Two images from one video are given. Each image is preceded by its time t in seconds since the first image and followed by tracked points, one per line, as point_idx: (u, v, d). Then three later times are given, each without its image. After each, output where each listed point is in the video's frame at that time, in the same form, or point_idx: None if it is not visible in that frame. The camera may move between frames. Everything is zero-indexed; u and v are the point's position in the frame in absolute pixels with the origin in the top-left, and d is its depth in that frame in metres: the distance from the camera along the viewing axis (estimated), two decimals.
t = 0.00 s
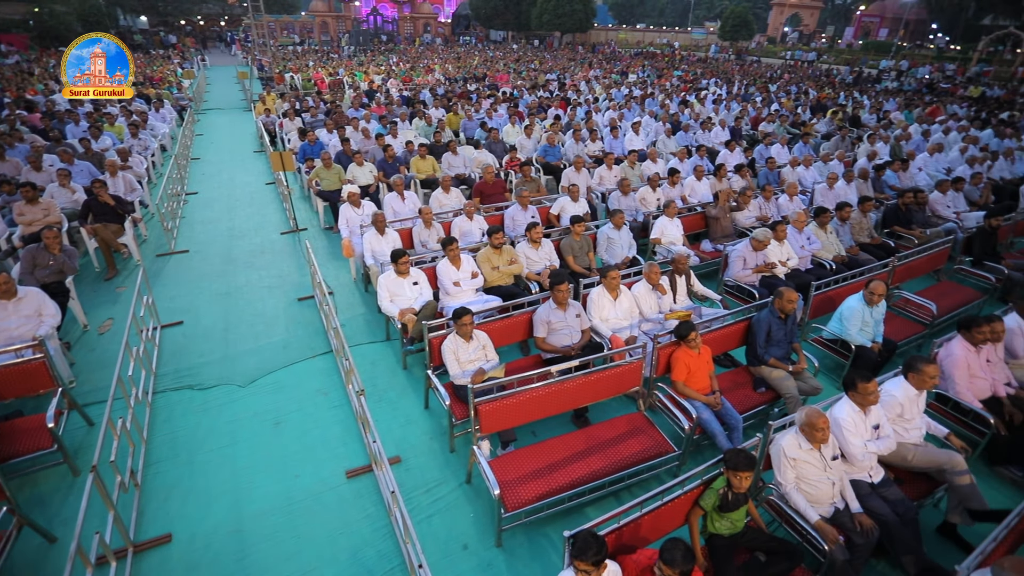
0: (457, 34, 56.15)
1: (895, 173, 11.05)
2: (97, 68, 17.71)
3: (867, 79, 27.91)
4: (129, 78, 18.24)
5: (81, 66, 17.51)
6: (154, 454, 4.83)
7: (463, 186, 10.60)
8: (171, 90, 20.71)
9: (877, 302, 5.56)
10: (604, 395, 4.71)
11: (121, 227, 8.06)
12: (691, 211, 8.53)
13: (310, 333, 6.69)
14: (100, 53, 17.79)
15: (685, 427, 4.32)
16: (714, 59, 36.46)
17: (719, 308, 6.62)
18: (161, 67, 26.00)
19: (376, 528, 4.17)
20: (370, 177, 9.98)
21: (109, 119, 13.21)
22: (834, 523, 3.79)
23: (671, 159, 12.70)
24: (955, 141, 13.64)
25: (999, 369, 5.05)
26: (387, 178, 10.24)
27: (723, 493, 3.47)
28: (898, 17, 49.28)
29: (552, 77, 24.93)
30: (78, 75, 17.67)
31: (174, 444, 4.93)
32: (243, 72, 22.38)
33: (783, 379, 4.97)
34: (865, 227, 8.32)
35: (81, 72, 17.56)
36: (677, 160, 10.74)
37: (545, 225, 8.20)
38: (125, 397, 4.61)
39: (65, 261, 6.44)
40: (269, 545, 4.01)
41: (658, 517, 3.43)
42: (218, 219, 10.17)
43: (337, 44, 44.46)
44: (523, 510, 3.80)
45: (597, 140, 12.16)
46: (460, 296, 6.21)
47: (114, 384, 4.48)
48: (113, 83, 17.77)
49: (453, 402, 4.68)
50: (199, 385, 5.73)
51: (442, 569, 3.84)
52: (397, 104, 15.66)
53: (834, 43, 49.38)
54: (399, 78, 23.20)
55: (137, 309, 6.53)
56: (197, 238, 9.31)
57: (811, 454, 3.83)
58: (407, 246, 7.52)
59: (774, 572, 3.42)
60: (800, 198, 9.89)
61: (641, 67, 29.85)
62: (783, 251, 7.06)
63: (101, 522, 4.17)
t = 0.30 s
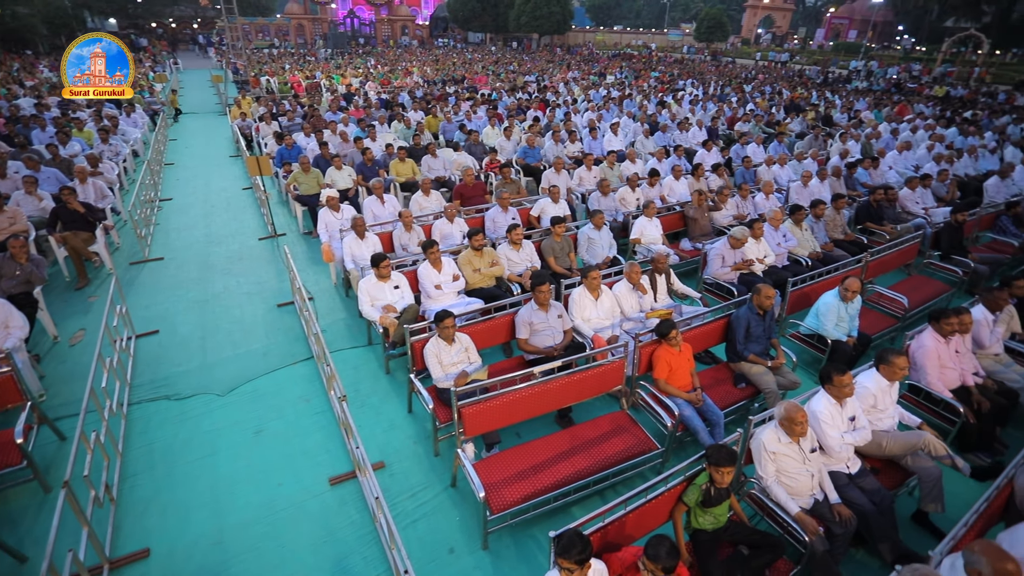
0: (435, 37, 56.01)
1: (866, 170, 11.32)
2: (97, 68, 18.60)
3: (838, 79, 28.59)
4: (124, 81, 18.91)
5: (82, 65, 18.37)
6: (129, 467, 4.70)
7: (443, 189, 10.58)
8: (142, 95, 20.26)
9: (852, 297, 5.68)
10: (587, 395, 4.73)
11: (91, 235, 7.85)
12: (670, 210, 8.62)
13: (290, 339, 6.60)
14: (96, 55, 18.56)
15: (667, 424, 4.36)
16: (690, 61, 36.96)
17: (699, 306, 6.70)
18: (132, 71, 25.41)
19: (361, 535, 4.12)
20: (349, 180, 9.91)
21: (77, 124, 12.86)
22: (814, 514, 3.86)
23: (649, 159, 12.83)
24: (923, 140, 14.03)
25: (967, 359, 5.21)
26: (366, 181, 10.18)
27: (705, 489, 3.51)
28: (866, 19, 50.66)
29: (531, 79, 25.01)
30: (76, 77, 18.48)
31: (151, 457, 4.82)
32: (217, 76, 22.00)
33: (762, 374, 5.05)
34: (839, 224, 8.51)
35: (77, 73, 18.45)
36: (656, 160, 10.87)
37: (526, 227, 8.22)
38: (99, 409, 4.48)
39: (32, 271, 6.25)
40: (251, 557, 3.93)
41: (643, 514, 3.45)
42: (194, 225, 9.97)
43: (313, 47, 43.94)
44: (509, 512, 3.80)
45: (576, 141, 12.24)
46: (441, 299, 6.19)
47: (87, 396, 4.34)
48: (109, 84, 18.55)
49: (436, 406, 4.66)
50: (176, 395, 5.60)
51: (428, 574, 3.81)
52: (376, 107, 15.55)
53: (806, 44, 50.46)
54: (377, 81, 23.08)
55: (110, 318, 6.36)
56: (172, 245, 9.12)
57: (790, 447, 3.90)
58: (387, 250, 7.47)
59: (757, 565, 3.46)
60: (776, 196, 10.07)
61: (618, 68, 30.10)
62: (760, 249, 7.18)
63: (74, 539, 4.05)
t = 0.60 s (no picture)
0: (417, 39, 55.82)
1: (843, 169, 11.54)
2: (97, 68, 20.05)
3: (815, 79, 29.12)
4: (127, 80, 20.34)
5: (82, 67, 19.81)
6: (108, 480, 4.59)
7: (427, 191, 10.54)
8: (117, 99, 19.85)
9: (831, 293, 5.78)
10: (573, 395, 4.74)
11: (65, 242, 7.67)
12: (653, 210, 8.69)
13: (273, 345, 6.51)
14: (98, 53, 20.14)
15: (653, 423, 4.39)
16: (670, 61, 37.31)
17: (682, 305, 6.77)
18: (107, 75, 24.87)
19: (348, 542, 4.08)
20: (331, 184, 9.82)
21: (49, 129, 12.57)
22: (798, 507, 3.91)
23: (631, 160, 12.92)
24: (897, 138, 14.35)
25: (942, 352, 5.34)
26: (348, 185, 10.11)
27: (691, 486, 3.54)
28: (841, 20, 51.76)
29: (513, 81, 25.04)
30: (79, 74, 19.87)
31: (131, 468, 4.72)
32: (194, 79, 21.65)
33: (745, 370, 5.10)
34: (818, 221, 8.66)
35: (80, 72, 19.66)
36: (637, 160, 10.96)
37: (509, 228, 8.22)
38: (75, 421, 4.37)
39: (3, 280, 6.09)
40: (235, 568, 3.87)
41: (630, 513, 3.47)
42: (172, 231, 9.80)
43: (293, 50, 43.42)
44: (496, 514, 3.79)
45: (559, 142, 12.28)
46: (426, 301, 6.15)
47: (62, 408, 4.23)
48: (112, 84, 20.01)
49: (422, 409, 4.63)
50: (156, 404, 5.49)
51: None
52: (357, 109, 15.43)
53: (783, 44, 51.32)
54: (358, 83, 22.96)
55: (85, 328, 6.22)
56: (150, 252, 8.95)
57: (774, 442, 3.95)
58: (370, 253, 7.42)
59: (743, 560, 3.50)
60: (756, 194, 10.22)
61: (600, 69, 30.26)
62: (741, 247, 7.28)
63: (51, 555, 3.94)
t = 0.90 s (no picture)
0: (396, 41, 55.60)
1: (818, 167, 11.76)
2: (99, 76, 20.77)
3: (790, 79, 29.66)
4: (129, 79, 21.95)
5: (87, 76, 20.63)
6: (83, 494, 4.47)
7: (408, 194, 10.47)
8: (88, 103, 19.43)
9: (809, 289, 5.87)
10: (557, 396, 4.74)
11: (34, 251, 7.47)
12: (634, 210, 8.75)
13: (253, 353, 6.41)
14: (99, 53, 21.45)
15: (637, 421, 4.42)
16: (648, 62, 37.67)
17: (664, 304, 6.82)
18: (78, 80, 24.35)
19: (333, 550, 4.03)
20: (311, 188, 9.69)
21: (17, 135, 12.25)
22: (781, 502, 3.96)
23: (612, 160, 13.02)
24: (869, 137, 14.69)
25: (916, 345, 5.47)
26: (328, 189, 10.00)
27: (676, 484, 3.57)
28: (814, 22, 52.83)
29: (494, 83, 25.07)
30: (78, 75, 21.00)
31: (107, 482, 4.60)
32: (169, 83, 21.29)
33: (727, 367, 5.16)
34: (795, 219, 8.80)
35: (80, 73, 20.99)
36: (617, 160, 11.04)
37: (491, 230, 8.21)
38: (47, 435, 4.24)
39: None
40: None
41: (616, 512, 3.48)
42: (147, 238, 9.60)
43: (270, 53, 42.90)
44: (482, 517, 3.77)
45: (540, 143, 12.32)
46: (408, 305, 6.12)
47: (33, 422, 4.10)
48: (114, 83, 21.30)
49: (406, 414, 4.60)
50: (133, 416, 5.36)
51: None
52: (337, 113, 15.30)
53: (758, 45, 52.24)
54: (337, 86, 22.78)
55: (57, 339, 6.05)
56: (125, 260, 8.75)
57: (756, 438, 3.99)
58: (352, 257, 7.34)
59: (728, 555, 3.53)
60: (735, 193, 10.36)
61: (580, 71, 30.46)
62: (721, 245, 7.37)
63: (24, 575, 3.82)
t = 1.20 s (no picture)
0: (376, 44, 55.29)
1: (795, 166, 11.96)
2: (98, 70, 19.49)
3: (767, 80, 30.18)
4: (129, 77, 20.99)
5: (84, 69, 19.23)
6: (56, 510, 4.35)
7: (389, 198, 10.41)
8: (59, 108, 18.94)
9: (788, 286, 5.97)
10: (541, 398, 4.74)
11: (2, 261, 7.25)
12: (616, 211, 8.80)
13: (233, 360, 6.30)
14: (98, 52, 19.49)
15: (621, 421, 4.44)
16: (628, 64, 38.00)
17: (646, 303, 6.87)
18: (47, 83, 23.73)
19: (318, 559, 3.97)
20: (290, 193, 9.56)
21: None
22: (764, 497, 4.00)
23: (593, 161, 13.09)
24: (843, 137, 14.99)
25: (892, 339, 5.59)
26: (308, 193, 9.88)
27: (660, 482, 3.58)
28: (789, 24, 53.87)
29: (475, 85, 25.06)
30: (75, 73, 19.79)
31: (82, 497, 4.48)
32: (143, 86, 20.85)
33: (709, 365, 5.21)
34: (774, 217, 8.94)
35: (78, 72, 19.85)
36: (599, 162, 11.10)
37: (474, 233, 8.20)
38: (17, 451, 4.11)
39: None
40: None
41: (601, 512, 3.49)
42: (122, 245, 9.38)
43: (248, 56, 42.30)
44: (468, 522, 3.75)
45: (521, 145, 12.34)
46: (390, 309, 6.08)
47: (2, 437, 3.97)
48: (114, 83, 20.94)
49: (390, 419, 4.56)
50: (109, 428, 5.23)
51: None
52: (316, 116, 15.15)
53: (736, 47, 53.04)
54: (317, 89, 22.57)
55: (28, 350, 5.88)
56: (98, 268, 8.55)
57: (738, 435, 4.04)
58: (333, 262, 7.26)
59: (713, 552, 3.55)
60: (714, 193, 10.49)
61: (560, 73, 30.61)
62: (702, 245, 7.46)
63: None
